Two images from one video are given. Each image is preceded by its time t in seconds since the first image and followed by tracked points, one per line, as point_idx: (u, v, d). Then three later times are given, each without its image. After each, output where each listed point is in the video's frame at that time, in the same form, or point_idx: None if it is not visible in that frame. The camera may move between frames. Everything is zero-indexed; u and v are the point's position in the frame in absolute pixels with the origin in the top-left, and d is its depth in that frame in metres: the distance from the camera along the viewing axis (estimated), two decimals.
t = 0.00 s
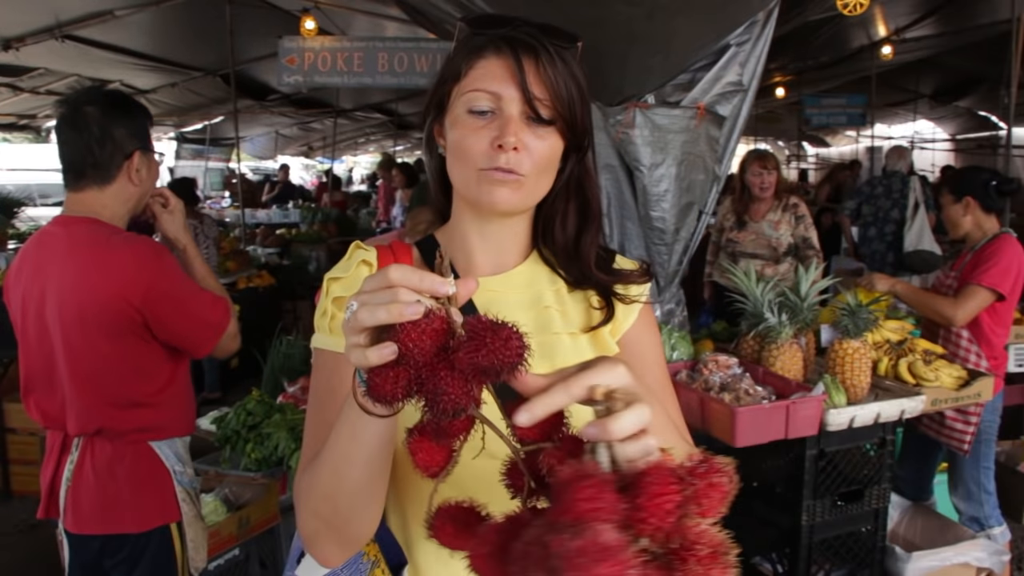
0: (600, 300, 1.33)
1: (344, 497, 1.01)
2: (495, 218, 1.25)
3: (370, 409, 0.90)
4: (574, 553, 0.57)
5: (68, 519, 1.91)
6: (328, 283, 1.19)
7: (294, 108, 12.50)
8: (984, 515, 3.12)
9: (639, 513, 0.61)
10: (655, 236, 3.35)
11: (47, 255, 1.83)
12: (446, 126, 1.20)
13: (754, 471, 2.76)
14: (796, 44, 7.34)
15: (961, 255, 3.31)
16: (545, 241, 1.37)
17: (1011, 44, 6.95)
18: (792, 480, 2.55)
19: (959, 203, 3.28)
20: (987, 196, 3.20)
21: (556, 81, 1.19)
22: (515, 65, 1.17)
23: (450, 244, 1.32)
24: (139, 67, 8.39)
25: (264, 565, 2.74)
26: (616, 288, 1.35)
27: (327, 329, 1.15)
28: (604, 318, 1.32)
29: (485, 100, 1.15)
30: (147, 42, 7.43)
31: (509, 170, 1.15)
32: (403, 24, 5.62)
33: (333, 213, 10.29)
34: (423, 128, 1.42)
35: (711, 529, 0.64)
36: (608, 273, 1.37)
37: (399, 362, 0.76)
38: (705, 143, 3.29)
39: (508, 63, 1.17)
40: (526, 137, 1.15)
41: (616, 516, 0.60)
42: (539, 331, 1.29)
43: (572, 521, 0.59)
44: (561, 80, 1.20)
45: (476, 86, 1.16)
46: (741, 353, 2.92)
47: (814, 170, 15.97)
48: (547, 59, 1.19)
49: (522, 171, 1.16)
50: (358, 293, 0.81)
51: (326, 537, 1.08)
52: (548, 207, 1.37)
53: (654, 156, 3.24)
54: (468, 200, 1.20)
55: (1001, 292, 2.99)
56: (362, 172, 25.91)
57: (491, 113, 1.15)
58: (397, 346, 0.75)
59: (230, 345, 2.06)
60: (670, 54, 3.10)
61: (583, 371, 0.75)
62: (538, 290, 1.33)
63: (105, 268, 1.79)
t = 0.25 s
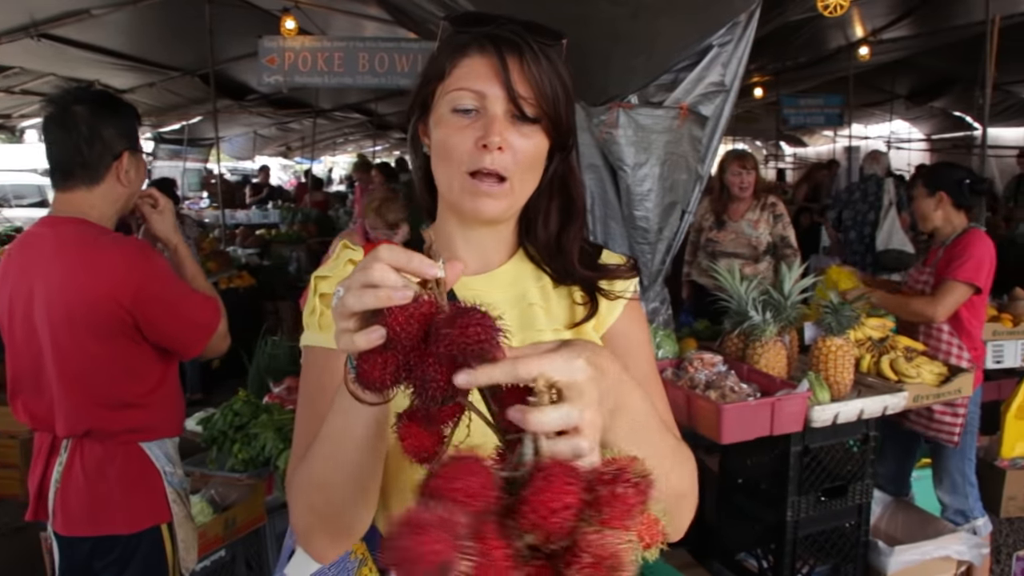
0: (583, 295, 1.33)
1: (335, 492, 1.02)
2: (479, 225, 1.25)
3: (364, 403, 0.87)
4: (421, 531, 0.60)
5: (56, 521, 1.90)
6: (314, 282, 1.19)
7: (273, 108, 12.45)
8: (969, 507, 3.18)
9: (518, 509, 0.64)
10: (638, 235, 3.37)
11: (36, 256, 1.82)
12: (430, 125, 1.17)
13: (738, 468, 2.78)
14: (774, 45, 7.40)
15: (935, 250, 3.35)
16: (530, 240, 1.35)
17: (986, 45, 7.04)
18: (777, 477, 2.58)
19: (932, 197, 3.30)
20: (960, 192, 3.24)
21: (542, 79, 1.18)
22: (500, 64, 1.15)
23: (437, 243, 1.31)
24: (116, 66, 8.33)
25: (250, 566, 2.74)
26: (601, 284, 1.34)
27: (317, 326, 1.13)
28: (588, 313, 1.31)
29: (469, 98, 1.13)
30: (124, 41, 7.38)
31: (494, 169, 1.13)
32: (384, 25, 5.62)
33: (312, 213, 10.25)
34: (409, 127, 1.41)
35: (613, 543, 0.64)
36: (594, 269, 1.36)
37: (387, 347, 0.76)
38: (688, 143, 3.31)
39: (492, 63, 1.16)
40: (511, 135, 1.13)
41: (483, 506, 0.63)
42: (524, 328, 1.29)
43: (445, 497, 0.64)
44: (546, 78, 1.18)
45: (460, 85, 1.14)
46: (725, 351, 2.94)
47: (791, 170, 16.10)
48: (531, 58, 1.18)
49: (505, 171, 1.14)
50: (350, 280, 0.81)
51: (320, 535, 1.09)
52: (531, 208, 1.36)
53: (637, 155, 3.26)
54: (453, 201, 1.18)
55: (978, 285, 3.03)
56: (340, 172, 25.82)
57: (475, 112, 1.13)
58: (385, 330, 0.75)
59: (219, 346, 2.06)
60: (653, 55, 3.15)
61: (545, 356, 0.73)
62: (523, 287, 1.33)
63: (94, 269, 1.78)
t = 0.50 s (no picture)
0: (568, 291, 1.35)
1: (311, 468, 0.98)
2: (468, 227, 1.22)
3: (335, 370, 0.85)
4: (370, 507, 0.63)
5: (49, 523, 1.89)
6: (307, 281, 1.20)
7: (258, 109, 12.40)
8: (959, 500, 3.23)
9: (470, 487, 0.67)
10: (626, 235, 3.38)
11: (27, 258, 1.81)
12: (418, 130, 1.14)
13: (727, 467, 2.79)
14: (759, 45, 7.45)
15: (909, 247, 3.36)
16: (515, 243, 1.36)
17: (968, 46, 7.09)
18: (766, 475, 2.59)
19: (903, 195, 3.31)
20: (931, 189, 3.26)
21: (531, 89, 1.16)
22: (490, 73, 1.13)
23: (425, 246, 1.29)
24: (99, 66, 8.29)
25: (239, 567, 2.73)
26: (586, 279, 1.33)
27: (308, 320, 1.17)
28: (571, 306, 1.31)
29: (458, 105, 1.11)
30: (107, 41, 7.34)
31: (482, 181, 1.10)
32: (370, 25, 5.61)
33: (298, 214, 10.22)
34: (399, 124, 1.39)
35: (560, 530, 0.68)
36: (579, 270, 1.36)
37: (358, 310, 0.71)
38: (675, 143, 3.32)
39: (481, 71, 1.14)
40: (499, 146, 1.11)
41: (437, 482, 0.67)
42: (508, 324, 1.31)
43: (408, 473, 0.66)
44: (534, 90, 1.17)
45: (449, 92, 1.12)
46: (714, 349, 2.95)
47: (776, 170, 16.21)
48: (521, 69, 1.16)
49: (492, 181, 1.11)
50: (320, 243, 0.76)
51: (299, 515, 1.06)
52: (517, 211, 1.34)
53: (625, 156, 3.27)
54: (441, 207, 1.16)
55: (954, 278, 3.04)
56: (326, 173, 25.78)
57: (464, 119, 1.10)
58: (357, 292, 0.70)
59: (212, 347, 2.07)
60: (644, 56, 3.13)
61: (525, 326, 0.71)
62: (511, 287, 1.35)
63: (87, 271, 1.77)
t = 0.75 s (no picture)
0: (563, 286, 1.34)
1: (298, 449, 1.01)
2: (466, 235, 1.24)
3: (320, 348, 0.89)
4: (447, 469, 0.55)
5: (50, 526, 1.89)
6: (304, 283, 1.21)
7: (254, 111, 12.40)
8: (955, 497, 3.24)
9: (512, 448, 0.62)
10: (624, 237, 3.38)
11: (28, 262, 1.80)
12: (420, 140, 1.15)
13: (726, 468, 2.79)
14: (755, 47, 7.47)
15: (890, 246, 3.38)
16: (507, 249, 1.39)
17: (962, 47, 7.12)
18: (765, 476, 2.59)
19: (881, 196, 3.34)
20: (909, 188, 3.29)
21: (535, 104, 1.16)
22: (493, 85, 1.13)
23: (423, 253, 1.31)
24: (94, 69, 8.28)
25: (238, 570, 2.72)
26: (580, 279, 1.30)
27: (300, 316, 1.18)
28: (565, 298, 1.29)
29: (459, 115, 1.12)
30: (103, 44, 7.34)
31: (481, 193, 1.11)
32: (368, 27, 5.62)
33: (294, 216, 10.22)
34: (400, 126, 1.41)
35: (601, 482, 0.64)
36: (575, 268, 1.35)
37: (331, 287, 0.74)
38: (673, 145, 3.32)
39: (484, 82, 1.14)
40: (499, 160, 1.11)
41: (479, 441, 0.61)
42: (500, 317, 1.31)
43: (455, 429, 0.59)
44: (538, 106, 1.17)
45: (452, 103, 1.12)
46: (713, 351, 2.96)
47: (771, 171, 16.26)
48: (526, 84, 1.16)
49: (491, 192, 1.12)
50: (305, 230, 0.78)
51: (288, 503, 1.10)
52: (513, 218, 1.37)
53: (623, 158, 3.27)
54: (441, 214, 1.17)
55: (938, 271, 3.06)
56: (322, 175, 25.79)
57: (466, 131, 1.11)
58: (327, 268, 0.74)
59: (213, 351, 2.07)
60: (642, 57, 3.11)
61: (518, 290, 0.69)
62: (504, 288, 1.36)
63: (88, 274, 1.77)
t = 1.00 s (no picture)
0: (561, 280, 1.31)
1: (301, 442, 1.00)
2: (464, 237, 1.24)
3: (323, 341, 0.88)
4: (466, 403, 0.56)
5: (50, 526, 1.88)
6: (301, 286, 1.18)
7: (250, 111, 12.39)
8: (951, 491, 3.28)
9: (530, 403, 0.62)
10: (623, 237, 3.38)
11: (29, 261, 1.80)
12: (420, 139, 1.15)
13: (725, 468, 2.79)
14: (753, 47, 7.48)
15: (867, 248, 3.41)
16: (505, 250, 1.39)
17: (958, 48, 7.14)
18: (764, 476, 2.60)
19: (856, 197, 3.39)
20: (882, 190, 3.34)
21: (534, 105, 1.15)
22: (493, 86, 1.13)
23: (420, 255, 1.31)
24: (90, 69, 8.27)
25: (235, 570, 2.71)
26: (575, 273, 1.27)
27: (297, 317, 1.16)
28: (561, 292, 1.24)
29: (458, 115, 1.12)
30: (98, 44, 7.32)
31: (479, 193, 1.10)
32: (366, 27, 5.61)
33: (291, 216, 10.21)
34: (399, 126, 1.41)
35: (622, 437, 0.65)
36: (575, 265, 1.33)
37: (328, 274, 0.73)
38: (672, 145, 3.33)
39: (484, 83, 1.14)
40: (499, 161, 1.11)
41: (499, 385, 0.61)
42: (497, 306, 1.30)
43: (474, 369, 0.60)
44: (538, 107, 1.16)
45: (451, 103, 1.12)
46: (712, 351, 2.96)
47: (768, 171, 16.29)
48: (526, 85, 1.15)
49: (491, 193, 1.11)
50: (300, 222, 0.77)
51: (289, 501, 1.08)
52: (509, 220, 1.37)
53: (621, 158, 3.27)
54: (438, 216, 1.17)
55: (919, 263, 3.07)
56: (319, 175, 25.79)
57: (465, 132, 1.11)
58: (325, 251, 0.72)
59: (213, 352, 2.06)
60: (643, 58, 3.10)
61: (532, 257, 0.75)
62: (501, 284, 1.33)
63: (89, 273, 1.76)
